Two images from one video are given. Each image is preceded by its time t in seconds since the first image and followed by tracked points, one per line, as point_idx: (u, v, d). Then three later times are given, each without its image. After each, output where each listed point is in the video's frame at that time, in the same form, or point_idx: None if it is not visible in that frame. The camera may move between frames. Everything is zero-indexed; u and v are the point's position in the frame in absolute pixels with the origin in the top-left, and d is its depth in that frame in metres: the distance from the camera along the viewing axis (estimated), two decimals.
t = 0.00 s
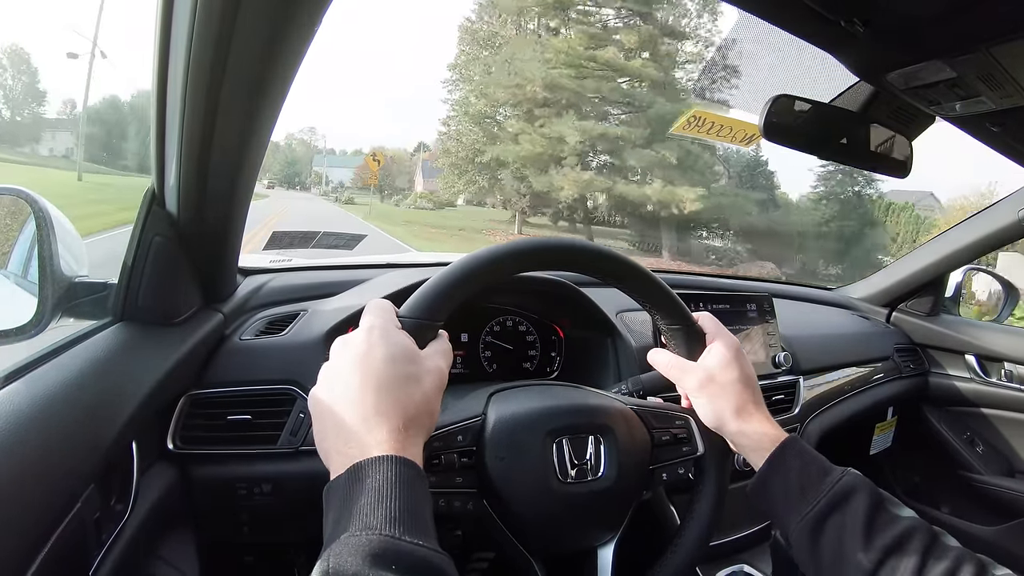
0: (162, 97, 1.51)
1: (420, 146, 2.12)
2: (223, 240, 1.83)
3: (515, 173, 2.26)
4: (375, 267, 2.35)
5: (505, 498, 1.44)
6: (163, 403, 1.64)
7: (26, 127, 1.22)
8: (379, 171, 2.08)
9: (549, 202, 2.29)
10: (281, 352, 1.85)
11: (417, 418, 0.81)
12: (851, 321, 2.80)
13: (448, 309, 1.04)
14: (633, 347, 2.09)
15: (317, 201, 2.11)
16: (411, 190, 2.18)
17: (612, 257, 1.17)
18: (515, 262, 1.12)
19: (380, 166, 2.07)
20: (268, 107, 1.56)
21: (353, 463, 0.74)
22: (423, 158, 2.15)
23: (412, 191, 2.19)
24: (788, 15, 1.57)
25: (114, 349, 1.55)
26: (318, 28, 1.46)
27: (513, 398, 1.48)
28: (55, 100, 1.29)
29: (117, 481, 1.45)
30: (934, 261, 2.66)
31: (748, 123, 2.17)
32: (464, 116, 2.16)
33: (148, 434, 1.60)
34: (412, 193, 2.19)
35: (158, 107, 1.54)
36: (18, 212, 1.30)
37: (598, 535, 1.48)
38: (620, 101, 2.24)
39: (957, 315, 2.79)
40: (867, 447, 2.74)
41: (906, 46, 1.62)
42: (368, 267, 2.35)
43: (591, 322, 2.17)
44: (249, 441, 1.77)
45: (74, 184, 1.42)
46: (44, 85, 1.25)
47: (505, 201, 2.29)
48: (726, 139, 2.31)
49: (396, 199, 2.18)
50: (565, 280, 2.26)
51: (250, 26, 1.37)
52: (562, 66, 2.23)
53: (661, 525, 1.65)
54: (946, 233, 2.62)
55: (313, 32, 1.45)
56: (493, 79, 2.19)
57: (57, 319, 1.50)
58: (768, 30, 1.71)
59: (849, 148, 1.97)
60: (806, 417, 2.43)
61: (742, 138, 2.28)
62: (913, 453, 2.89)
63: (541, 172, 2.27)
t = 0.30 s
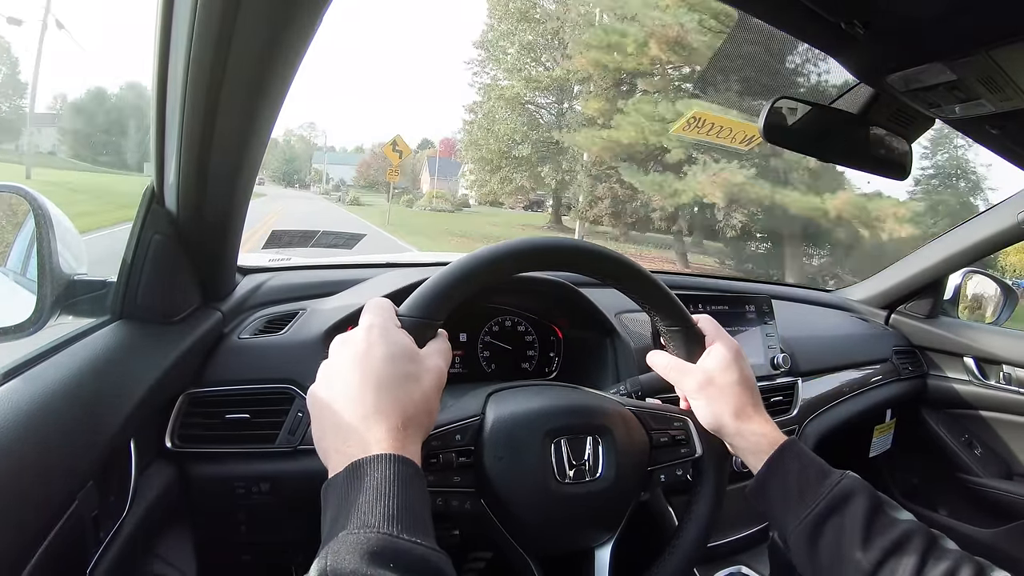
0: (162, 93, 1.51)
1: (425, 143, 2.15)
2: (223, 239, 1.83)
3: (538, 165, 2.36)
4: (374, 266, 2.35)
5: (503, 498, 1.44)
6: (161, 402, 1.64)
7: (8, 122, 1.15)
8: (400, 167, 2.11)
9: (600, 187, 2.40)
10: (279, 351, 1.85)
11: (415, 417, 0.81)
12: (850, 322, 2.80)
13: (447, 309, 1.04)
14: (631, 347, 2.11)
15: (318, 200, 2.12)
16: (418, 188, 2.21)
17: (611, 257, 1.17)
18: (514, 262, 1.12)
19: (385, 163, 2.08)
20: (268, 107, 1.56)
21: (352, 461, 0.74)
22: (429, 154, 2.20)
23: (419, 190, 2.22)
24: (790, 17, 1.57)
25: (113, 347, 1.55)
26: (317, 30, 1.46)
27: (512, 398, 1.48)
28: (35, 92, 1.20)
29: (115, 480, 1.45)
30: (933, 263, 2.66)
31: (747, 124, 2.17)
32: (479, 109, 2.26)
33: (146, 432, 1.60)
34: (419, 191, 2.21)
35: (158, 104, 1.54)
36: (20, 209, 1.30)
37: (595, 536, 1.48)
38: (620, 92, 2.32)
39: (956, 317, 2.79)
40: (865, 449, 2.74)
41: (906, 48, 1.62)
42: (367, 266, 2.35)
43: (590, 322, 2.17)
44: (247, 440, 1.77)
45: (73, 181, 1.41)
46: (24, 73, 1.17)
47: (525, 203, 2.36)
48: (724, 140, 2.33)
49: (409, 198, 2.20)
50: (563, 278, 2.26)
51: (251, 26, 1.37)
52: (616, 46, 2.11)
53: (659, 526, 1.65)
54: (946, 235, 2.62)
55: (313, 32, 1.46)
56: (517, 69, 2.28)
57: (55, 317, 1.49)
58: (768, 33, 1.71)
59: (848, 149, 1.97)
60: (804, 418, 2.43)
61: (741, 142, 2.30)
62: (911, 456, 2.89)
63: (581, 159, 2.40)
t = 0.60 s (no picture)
0: (162, 92, 1.51)
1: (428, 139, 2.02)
2: (222, 238, 1.83)
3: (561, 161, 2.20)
4: (373, 264, 2.34)
5: (503, 495, 1.44)
6: (160, 399, 1.64)
7: None
8: (440, 159, 2.05)
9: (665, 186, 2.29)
10: (278, 349, 1.85)
11: (415, 415, 0.81)
12: (849, 320, 2.80)
13: (446, 307, 1.04)
14: (632, 346, 2.09)
15: (317, 199, 2.09)
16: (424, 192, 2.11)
17: (610, 255, 1.17)
18: (514, 260, 1.11)
19: (385, 162, 2.04)
20: (268, 104, 1.57)
21: (352, 459, 0.74)
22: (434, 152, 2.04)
23: (427, 189, 2.09)
24: (790, 15, 1.57)
25: (112, 345, 1.55)
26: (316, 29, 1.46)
27: (511, 396, 1.48)
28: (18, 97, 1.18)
29: (115, 478, 1.45)
30: (933, 262, 2.66)
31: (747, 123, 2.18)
32: (521, 95, 2.17)
33: (145, 430, 1.60)
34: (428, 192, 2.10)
35: (157, 104, 1.53)
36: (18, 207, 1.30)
37: (594, 533, 1.48)
38: (641, 88, 2.19)
39: (956, 316, 2.79)
40: (864, 447, 2.75)
41: (906, 46, 1.62)
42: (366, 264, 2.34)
43: (589, 320, 2.18)
44: (246, 438, 1.77)
45: (72, 178, 1.41)
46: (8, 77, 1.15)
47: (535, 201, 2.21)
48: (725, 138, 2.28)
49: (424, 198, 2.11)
50: (565, 277, 2.24)
51: (250, 24, 1.38)
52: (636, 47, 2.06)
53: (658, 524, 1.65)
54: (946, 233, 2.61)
55: (313, 30, 1.46)
56: (556, 52, 2.15)
57: (55, 315, 1.49)
58: (769, 31, 1.71)
59: (848, 148, 1.97)
60: (804, 416, 2.43)
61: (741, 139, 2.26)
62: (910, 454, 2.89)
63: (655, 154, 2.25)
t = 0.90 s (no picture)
0: (162, 93, 1.51)
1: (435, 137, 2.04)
2: (222, 238, 1.83)
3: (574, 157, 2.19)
4: (373, 263, 2.34)
5: (503, 493, 1.44)
6: (160, 399, 1.64)
7: None
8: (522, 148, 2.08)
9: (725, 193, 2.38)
10: (279, 348, 1.85)
11: (415, 414, 0.81)
12: (849, 318, 2.80)
13: (446, 306, 1.04)
14: (631, 343, 2.10)
15: (317, 197, 2.08)
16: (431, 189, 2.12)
17: (610, 252, 1.17)
18: (514, 258, 1.11)
19: (388, 159, 2.03)
20: (267, 102, 1.56)
21: (351, 458, 0.75)
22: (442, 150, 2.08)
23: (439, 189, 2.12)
24: (789, 14, 1.57)
25: (112, 345, 1.55)
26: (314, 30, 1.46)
27: (511, 395, 1.48)
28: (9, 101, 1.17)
29: (115, 478, 1.45)
30: (932, 260, 2.66)
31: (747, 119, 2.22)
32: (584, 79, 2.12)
33: (145, 430, 1.60)
34: (443, 192, 2.13)
35: (156, 105, 1.53)
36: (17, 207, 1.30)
37: (594, 532, 1.48)
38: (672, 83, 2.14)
39: (956, 314, 2.79)
40: (864, 445, 2.75)
41: (905, 44, 1.62)
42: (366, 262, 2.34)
43: (590, 319, 2.19)
44: (246, 437, 1.77)
45: (72, 178, 1.41)
46: None
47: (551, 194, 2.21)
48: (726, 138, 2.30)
49: (442, 199, 2.14)
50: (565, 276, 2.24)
51: (249, 24, 1.37)
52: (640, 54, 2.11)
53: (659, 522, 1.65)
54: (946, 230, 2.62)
55: (313, 29, 1.46)
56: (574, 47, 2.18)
57: (55, 315, 1.49)
58: (769, 28, 1.71)
59: (849, 147, 1.96)
60: (804, 415, 2.44)
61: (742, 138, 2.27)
62: (911, 452, 2.90)
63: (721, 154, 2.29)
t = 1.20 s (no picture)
0: (161, 94, 1.50)
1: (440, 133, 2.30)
2: (221, 239, 1.83)
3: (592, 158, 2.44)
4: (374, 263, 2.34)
5: (503, 493, 1.45)
6: (160, 401, 1.64)
7: None
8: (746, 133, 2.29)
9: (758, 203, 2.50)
10: (278, 349, 1.85)
11: (414, 415, 0.81)
12: (849, 317, 2.80)
13: (446, 307, 1.04)
14: (633, 346, 2.08)
15: (319, 196, 2.13)
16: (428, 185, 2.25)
17: (609, 251, 1.17)
18: (514, 258, 1.11)
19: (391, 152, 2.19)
20: (269, 101, 1.56)
21: (351, 459, 0.75)
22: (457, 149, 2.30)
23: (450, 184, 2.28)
24: (787, 12, 1.57)
25: (112, 346, 1.55)
26: (310, 37, 1.47)
27: (511, 395, 1.48)
28: None
29: (116, 479, 1.45)
30: (932, 259, 2.66)
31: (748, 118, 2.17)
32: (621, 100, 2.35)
33: (145, 432, 1.60)
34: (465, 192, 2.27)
35: (156, 106, 1.52)
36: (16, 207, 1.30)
37: (594, 531, 1.48)
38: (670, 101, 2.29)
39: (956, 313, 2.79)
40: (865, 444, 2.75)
41: (903, 43, 1.62)
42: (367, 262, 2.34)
43: (589, 317, 2.16)
44: (246, 438, 1.77)
45: (71, 178, 1.42)
46: None
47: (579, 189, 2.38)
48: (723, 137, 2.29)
49: (465, 201, 2.25)
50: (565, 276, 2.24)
51: (249, 25, 1.36)
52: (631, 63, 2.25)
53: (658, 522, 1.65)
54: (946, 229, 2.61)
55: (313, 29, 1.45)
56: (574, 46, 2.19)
57: (55, 316, 1.50)
58: (768, 27, 1.71)
59: (850, 146, 1.96)
60: (804, 413, 2.44)
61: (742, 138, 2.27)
62: (911, 451, 2.90)
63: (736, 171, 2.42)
